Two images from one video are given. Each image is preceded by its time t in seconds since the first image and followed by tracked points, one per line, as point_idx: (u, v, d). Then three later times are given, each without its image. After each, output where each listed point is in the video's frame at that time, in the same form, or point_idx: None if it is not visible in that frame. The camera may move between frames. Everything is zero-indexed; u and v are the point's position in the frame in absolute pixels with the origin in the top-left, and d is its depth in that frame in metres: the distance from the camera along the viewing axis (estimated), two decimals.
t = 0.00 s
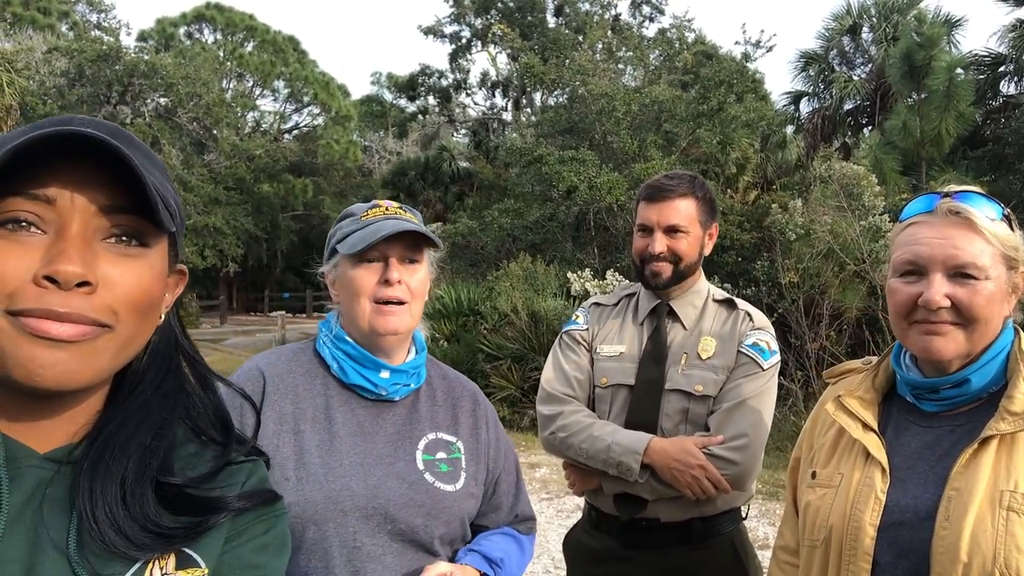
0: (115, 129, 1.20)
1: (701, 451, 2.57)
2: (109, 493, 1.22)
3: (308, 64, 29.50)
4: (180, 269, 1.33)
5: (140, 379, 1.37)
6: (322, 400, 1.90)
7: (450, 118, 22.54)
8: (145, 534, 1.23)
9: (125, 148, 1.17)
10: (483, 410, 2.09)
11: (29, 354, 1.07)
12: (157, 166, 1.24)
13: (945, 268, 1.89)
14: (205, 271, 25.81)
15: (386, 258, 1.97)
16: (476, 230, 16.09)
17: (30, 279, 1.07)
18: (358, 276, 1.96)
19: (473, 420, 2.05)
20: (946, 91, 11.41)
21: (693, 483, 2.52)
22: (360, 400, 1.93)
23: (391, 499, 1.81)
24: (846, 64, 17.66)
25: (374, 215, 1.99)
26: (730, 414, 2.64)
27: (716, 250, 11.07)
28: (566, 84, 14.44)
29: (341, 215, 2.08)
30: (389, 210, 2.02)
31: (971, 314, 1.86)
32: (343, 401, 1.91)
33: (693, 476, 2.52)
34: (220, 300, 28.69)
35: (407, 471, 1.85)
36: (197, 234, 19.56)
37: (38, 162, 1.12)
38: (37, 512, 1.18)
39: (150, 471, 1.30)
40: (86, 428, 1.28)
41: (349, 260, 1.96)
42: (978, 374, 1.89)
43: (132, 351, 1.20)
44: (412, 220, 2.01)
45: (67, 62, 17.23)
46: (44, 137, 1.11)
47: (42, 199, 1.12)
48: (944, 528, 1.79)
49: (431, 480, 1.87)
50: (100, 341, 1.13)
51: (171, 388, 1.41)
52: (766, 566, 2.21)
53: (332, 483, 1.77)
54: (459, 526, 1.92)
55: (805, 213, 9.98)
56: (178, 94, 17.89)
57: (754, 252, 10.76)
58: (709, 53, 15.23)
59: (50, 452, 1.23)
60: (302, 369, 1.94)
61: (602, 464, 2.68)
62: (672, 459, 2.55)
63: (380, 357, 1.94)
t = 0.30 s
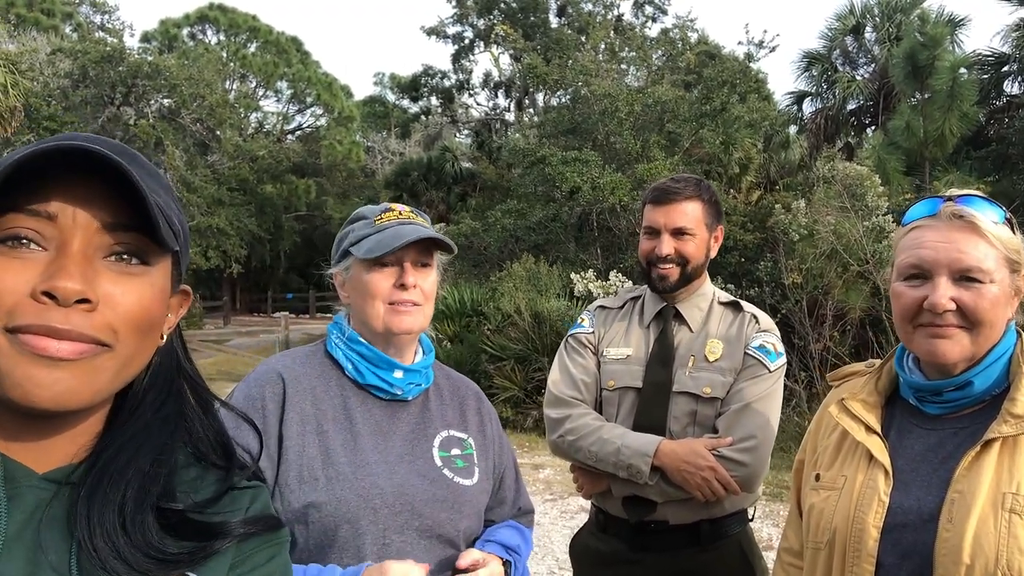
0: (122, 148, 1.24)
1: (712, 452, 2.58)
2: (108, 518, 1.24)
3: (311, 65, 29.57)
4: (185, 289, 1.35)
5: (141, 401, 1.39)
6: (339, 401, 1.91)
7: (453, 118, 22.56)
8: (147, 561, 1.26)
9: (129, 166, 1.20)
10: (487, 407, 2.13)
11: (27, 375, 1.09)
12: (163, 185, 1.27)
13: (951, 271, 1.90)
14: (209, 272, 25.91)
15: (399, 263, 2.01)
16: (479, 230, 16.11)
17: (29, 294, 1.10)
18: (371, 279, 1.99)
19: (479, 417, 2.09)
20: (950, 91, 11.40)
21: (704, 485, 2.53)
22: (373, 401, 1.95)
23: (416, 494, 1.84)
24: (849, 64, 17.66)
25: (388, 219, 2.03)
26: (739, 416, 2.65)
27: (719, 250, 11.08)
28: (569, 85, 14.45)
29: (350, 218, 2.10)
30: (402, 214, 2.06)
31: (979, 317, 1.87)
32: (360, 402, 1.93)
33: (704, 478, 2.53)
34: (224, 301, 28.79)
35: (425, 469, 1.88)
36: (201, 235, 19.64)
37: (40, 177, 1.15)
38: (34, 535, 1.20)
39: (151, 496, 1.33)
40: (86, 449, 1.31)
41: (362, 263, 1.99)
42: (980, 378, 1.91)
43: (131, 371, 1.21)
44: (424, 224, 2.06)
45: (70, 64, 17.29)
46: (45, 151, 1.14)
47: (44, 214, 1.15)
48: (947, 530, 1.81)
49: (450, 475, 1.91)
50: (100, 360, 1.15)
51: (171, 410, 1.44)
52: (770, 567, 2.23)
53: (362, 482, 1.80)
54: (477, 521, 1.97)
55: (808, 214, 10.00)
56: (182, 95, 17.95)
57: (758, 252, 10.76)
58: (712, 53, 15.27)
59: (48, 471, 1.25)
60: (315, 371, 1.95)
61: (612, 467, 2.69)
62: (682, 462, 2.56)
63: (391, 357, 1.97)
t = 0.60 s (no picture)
0: (120, 144, 1.25)
1: (711, 450, 2.59)
2: (105, 508, 1.25)
3: (312, 66, 29.60)
4: (182, 283, 1.37)
5: (139, 396, 1.41)
6: (325, 397, 1.93)
7: (454, 119, 22.56)
8: (144, 550, 1.27)
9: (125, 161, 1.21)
10: (478, 401, 2.15)
11: (24, 368, 1.11)
12: (160, 180, 1.28)
13: (943, 266, 1.92)
14: (211, 272, 25.96)
15: (386, 273, 1.97)
16: (480, 231, 16.11)
17: (26, 285, 1.12)
18: (358, 283, 1.97)
19: (470, 411, 2.11)
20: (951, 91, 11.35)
21: (703, 481, 2.55)
22: (362, 396, 1.97)
23: (401, 488, 1.87)
24: (850, 64, 17.65)
25: (381, 225, 2.00)
26: (738, 413, 2.66)
27: (720, 250, 11.07)
28: (570, 85, 14.45)
29: (343, 216, 2.09)
30: (395, 220, 2.02)
31: (969, 311, 1.89)
32: (345, 398, 1.95)
33: (703, 475, 2.54)
34: (226, 302, 28.83)
35: (412, 462, 1.91)
36: (203, 236, 19.68)
37: (38, 171, 1.17)
38: (33, 526, 1.22)
39: (148, 488, 1.34)
40: (85, 441, 1.32)
41: (349, 267, 1.97)
42: (971, 371, 1.92)
43: (127, 364, 1.23)
44: (418, 233, 2.03)
45: (73, 65, 17.32)
46: (41, 145, 1.14)
47: (41, 208, 1.16)
48: (938, 522, 1.82)
49: (436, 469, 1.93)
50: (97, 353, 1.17)
51: (169, 404, 1.45)
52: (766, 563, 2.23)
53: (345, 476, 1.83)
54: (467, 514, 1.99)
55: (809, 213, 10.00)
56: (183, 96, 17.97)
57: (759, 252, 10.75)
58: (713, 53, 15.31)
59: (48, 461, 1.27)
60: (301, 367, 1.96)
61: (612, 464, 2.71)
62: (682, 458, 2.58)
63: (378, 354, 1.97)
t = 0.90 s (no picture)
0: (112, 145, 1.24)
1: (707, 454, 2.58)
2: (102, 514, 1.24)
3: (316, 65, 29.61)
4: (177, 285, 1.35)
5: (134, 398, 1.40)
6: (308, 402, 1.94)
7: (457, 118, 22.53)
8: (141, 555, 1.26)
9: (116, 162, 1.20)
10: (474, 406, 2.11)
11: (16, 378, 1.10)
12: (153, 181, 1.26)
13: (945, 269, 1.89)
14: (214, 271, 25.98)
15: (392, 279, 1.96)
16: (483, 230, 16.08)
17: (17, 289, 1.11)
18: (361, 290, 1.94)
19: (463, 417, 2.08)
20: (956, 89, 11.26)
21: (698, 485, 2.53)
22: (349, 402, 1.96)
23: (377, 499, 1.87)
24: (854, 63, 17.59)
25: (380, 229, 1.98)
26: (735, 416, 2.64)
27: (724, 249, 11.03)
28: (573, 84, 14.41)
29: (334, 218, 2.05)
30: (394, 222, 2.02)
31: (970, 315, 1.87)
32: (330, 403, 1.95)
33: (699, 479, 2.53)
34: (230, 301, 28.86)
35: (391, 471, 1.90)
36: (206, 234, 19.69)
37: (33, 173, 1.16)
38: (28, 530, 1.21)
39: (145, 492, 1.34)
40: (81, 445, 1.31)
41: (352, 274, 1.93)
42: (973, 374, 1.90)
43: (121, 369, 1.22)
44: (416, 234, 2.04)
45: (77, 64, 17.32)
46: (34, 147, 1.13)
47: (32, 211, 1.15)
48: (940, 526, 1.81)
49: (419, 479, 1.92)
50: (89, 359, 1.16)
51: (165, 407, 1.44)
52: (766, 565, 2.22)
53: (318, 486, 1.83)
54: (452, 523, 1.97)
55: (812, 212, 9.97)
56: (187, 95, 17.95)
57: (762, 251, 10.70)
58: (717, 51, 15.29)
59: (43, 466, 1.26)
60: (287, 373, 1.97)
61: (608, 466, 2.70)
62: (677, 462, 2.56)
63: (366, 360, 1.96)
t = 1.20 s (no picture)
0: (112, 143, 1.24)
1: (702, 452, 2.58)
2: (104, 512, 1.25)
3: (318, 66, 29.66)
4: (178, 282, 1.36)
5: (135, 395, 1.40)
6: (301, 407, 1.95)
7: (460, 119, 22.53)
8: (142, 551, 1.26)
9: (117, 161, 1.20)
10: (474, 409, 2.11)
11: (17, 381, 1.11)
12: (154, 179, 1.27)
13: (946, 268, 1.89)
14: (217, 272, 26.05)
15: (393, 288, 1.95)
16: (485, 231, 16.07)
17: (19, 288, 1.11)
18: (362, 301, 1.93)
19: (462, 424, 2.07)
20: (958, 90, 11.23)
21: (693, 483, 2.53)
22: (341, 407, 1.97)
23: (368, 509, 1.85)
24: (857, 64, 17.58)
25: (373, 236, 1.97)
26: (731, 416, 2.64)
27: (726, 250, 11.04)
28: (575, 86, 14.41)
29: (320, 228, 2.02)
30: (386, 227, 2.01)
31: (974, 314, 1.87)
32: (324, 409, 1.96)
33: (693, 477, 2.53)
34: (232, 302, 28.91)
35: (386, 477, 1.90)
36: (209, 236, 19.76)
37: (34, 172, 1.16)
38: (29, 525, 1.21)
39: (147, 489, 1.34)
40: (82, 442, 1.31)
41: (352, 288, 1.92)
42: (974, 374, 1.90)
43: (122, 368, 1.23)
44: (408, 234, 2.04)
45: (80, 66, 17.36)
46: (36, 147, 1.14)
47: (32, 210, 1.15)
48: (939, 526, 1.81)
49: (412, 488, 1.91)
50: (91, 359, 1.17)
51: (166, 403, 1.44)
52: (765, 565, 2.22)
53: (309, 494, 1.83)
54: (445, 532, 1.96)
55: (814, 214, 9.97)
56: (190, 96, 17.97)
57: (764, 252, 10.69)
58: (718, 53, 15.30)
59: (45, 462, 1.26)
60: (281, 378, 1.99)
61: (603, 463, 2.70)
62: (672, 460, 2.56)
63: (361, 365, 1.97)
